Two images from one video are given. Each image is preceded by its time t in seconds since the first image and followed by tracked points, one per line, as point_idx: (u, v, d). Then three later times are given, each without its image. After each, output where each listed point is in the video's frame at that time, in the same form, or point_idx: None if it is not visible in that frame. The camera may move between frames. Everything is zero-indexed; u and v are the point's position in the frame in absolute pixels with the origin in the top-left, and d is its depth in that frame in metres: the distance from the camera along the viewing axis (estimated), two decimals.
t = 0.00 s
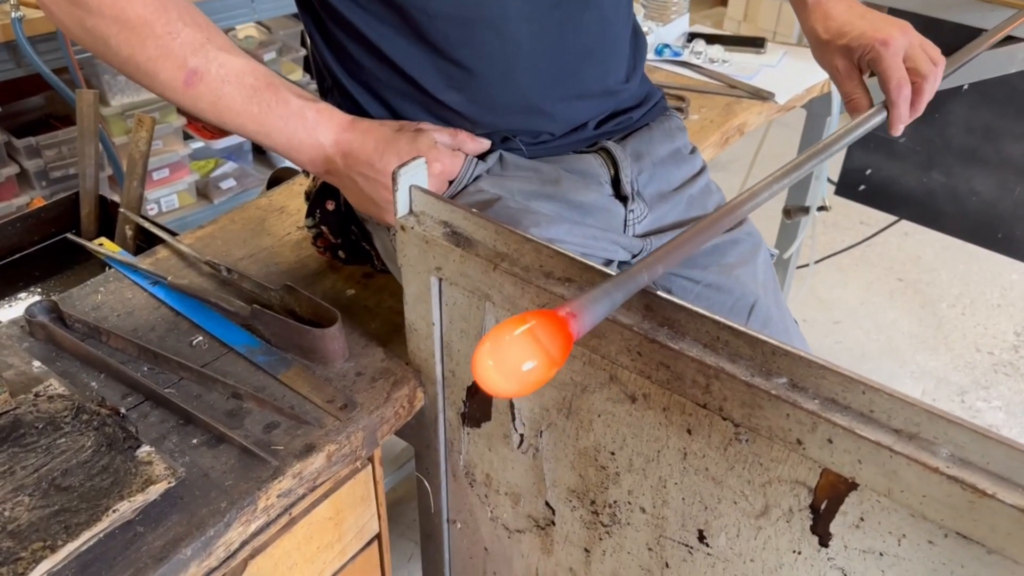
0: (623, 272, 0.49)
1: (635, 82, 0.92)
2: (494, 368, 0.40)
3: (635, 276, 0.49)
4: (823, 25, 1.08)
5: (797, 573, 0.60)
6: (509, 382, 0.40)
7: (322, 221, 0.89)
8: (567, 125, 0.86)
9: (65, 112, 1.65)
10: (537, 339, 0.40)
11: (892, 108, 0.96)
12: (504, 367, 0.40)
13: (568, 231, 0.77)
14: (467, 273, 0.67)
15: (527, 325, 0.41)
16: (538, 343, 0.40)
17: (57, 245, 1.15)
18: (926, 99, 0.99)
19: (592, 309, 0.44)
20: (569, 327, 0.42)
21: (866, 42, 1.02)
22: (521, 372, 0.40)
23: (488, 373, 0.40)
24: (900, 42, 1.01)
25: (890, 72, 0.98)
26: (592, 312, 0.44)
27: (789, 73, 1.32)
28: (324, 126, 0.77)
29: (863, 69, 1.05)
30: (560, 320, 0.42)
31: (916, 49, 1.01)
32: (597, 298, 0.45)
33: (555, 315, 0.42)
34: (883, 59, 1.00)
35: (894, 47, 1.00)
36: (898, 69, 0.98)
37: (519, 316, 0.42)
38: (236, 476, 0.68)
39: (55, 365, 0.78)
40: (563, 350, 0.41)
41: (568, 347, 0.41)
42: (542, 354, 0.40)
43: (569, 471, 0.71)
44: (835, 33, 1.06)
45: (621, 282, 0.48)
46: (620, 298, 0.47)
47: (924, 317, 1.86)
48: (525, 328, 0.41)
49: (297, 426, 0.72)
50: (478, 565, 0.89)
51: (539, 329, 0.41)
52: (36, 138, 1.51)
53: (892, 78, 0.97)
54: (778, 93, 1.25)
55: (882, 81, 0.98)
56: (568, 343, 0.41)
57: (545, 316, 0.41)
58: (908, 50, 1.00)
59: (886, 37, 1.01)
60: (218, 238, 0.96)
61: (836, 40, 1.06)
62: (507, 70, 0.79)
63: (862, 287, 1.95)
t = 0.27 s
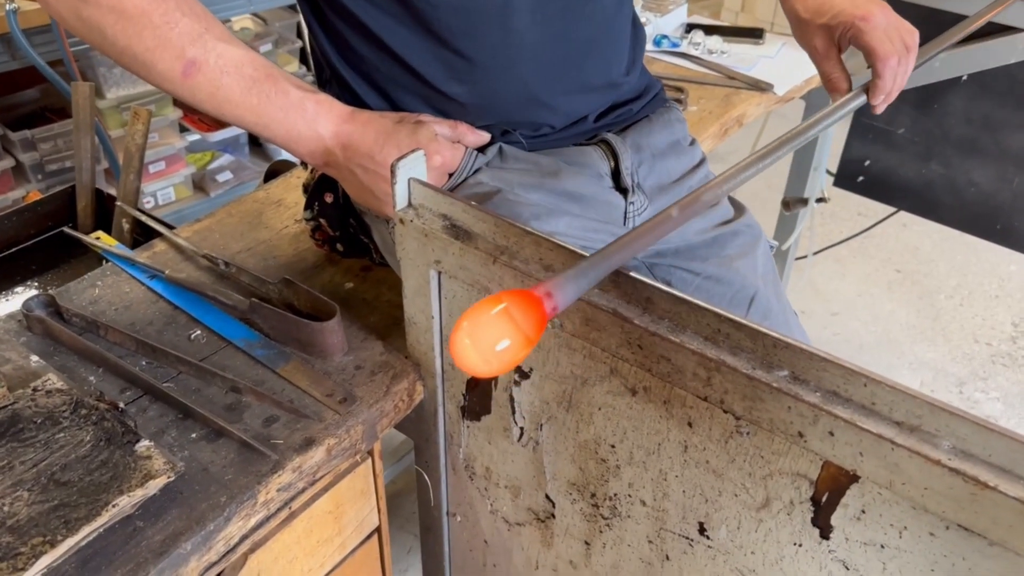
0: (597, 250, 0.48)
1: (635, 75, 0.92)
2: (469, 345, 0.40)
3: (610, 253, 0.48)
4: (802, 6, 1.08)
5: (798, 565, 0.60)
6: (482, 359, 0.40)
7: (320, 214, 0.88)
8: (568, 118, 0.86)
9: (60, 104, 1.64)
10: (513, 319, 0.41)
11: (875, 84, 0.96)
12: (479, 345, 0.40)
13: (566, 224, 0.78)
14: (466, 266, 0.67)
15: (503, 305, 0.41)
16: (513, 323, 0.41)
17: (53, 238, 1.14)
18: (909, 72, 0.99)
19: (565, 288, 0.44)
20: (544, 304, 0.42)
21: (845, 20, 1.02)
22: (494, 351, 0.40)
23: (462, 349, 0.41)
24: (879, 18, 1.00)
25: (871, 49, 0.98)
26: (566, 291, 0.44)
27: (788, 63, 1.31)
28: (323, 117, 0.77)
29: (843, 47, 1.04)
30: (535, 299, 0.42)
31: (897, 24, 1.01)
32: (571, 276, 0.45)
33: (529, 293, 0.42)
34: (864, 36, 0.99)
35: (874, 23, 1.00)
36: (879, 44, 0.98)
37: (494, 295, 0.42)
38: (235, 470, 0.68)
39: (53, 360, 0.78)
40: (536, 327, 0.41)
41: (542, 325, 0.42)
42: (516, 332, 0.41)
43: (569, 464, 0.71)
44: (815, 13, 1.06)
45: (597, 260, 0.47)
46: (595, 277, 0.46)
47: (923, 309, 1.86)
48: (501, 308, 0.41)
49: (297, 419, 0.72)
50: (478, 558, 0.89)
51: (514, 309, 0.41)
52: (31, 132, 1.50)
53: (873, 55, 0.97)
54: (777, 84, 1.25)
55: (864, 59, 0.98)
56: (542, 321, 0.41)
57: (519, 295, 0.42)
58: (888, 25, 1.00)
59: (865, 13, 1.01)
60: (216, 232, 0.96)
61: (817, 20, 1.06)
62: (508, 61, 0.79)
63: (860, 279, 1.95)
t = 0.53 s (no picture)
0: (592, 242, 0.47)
1: (636, 69, 0.91)
2: (462, 339, 0.40)
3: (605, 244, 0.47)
4: None
5: (805, 564, 0.59)
6: (475, 353, 0.40)
7: (319, 210, 0.87)
8: (570, 112, 0.85)
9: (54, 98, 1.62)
10: (507, 313, 0.40)
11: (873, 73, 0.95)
12: (473, 340, 0.40)
13: (569, 220, 0.77)
14: (468, 263, 0.67)
15: (498, 298, 0.40)
16: (508, 317, 0.40)
17: (49, 235, 1.13)
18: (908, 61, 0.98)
19: (562, 281, 0.43)
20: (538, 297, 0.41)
21: (845, 8, 1.01)
22: (488, 344, 0.40)
23: (455, 343, 0.40)
24: (878, 7, 1.00)
25: (870, 37, 0.97)
26: (562, 284, 0.43)
27: (788, 56, 1.30)
28: (323, 111, 0.76)
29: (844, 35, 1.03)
30: (530, 292, 0.41)
31: (897, 13, 1.00)
32: (566, 268, 0.44)
33: (523, 285, 0.41)
34: (863, 24, 0.99)
35: (873, 12, 0.99)
36: (879, 32, 0.97)
37: (488, 287, 0.41)
38: (235, 470, 0.67)
39: (50, 359, 0.77)
40: (531, 321, 0.40)
41: (537, 319, 0.41)
42: (511, 326, 0.40)
43: (572, 462, 0.70)
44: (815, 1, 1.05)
45: (593, 251, 0.46)
46: (592, 269, 0.45)
47: (922, 302, 1.86)
48: (495, 300, 0.40)
49: (297, 418, 0.71)
50: (480, 556, 0.89)
51: (509, 303, 0.40)
52: (25, 126, 1.49)
53: (872, 43, 0.96)
54: (778, 77, 1.24)
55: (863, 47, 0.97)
56: (536, 315, 0.41)
57: (514, 288, 0.41)
58: (888, 14, 0.99)
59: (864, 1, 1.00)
60: (213, 228, 0.95)
61: (817, 8, 1.05)
62: (511, 53, 0.78)
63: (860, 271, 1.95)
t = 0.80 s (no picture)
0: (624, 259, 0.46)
1: (638, 68, 0.91)
2: (489, 356, 0.39)
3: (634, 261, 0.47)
4: None
5: (810, 567, 0.59)
6: (499, 371, 0.39)
7: (319, 209, 0.87)
8: (572, 110, 0.85)
9: (49, 96, 1.61)
10: (537, 332, 0.39)
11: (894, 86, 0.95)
12: (500, 358, 0.39)
13: (571, 220, 0.76)
14: (470, 265, 0.66)
15: (528, 316, 0.39)
16: (537, 336, 0.39)
17: (44, 235, 1.13)
18: (928, 79, 0.98)
19: (593, 298, 0.42)
20: (570, 317, 0.40)
21: (872, 17, 1.01)
22: (516, 363, 0.39)
23: (482, 362, 0.40)
24: (905, 20, 0.99)
25: (894, 49, 0.96)
26: (594, 302, 0.42)
27: (788, 51, 1.30)
28: (323, 110, 0.75)
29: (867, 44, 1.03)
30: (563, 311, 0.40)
31: (923, 28, 1.00)
32: (598, 286, 0.43)
33: (555, 303, 0.40)
34: (889, 35, 0.98)
35: (900, 25, 0.99)
36: (903, 45, 0.96)
37: (520, 306, 0.41)
38: (236, 474, 0.66)
39: (48, 362, 0.76)
40: (563, 342, 0.39)
41: (569, 339, 0.40)
42: (541, 345, 0.39)
43: (575, 464, 0.70)
44: (841, 5, 1.04)
45: (622, 269, 0.46)
46: (622, 287, 0.44)
47: (921, 297, 1.86)
48: (526, 318, 0.39)
49: (297, 421, 0.71)
50: (481, 557, 0.88)
51: (539, 321, 0.39)
52: (20, 124, 1.48)
53: (896, 55, 0.95)
54: (778, 73, 1.23)
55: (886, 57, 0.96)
56: (569, 335, 0.39)
57: (545, 306, 0.40)
58: (914, 28, 0.99)
59: (892, 13, 1.00)
60: (211, 228, 0.94)
61: (843, 12, 1.04)
62: (514, 51, 0.78)
63: (858, 267, 1.95)
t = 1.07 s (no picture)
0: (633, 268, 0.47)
1: (636, 66, 0.90)
2: (502, 366, 0.39)
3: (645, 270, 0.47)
4: None
5: (808, 567, 0.59)
6: (517, 383, 0.39)
7: (313, 208, 0.86)
8: (569, 108, 0.84)
9: (41, 93, 1.60)
10: (548, 340, 0.39)
11: (901, 93, 0.94)
12: (513, 367, 0.39)
13: (569, 218, 0.76)
14: (466, 265, 0.66)
15: (539, 325, 0.39)
16: (549, 344, 0.39)
17: (37, 233, 1.12)
18: (937, 87, 0.97)
19: (606, 306, 0.42)
20: (582, 325, 0.40)
21: (887, 20, 1.00)
22: (529, 373, 0.39)
23: (495, 371, 0.39)
24: (920, 25, 0.99)
25: (904, 55, 0.96)
26: (607, 310, 0.42)
27: (785, 47, 1.29)
28: (319, 106, 0.75)
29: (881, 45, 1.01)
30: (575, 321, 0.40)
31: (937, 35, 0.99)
32: (609, 295, 0.43)
33: (567, 312, 0.40)
34: (902, 39, 0.98)
35: (913, 30, 0.98)
36: (914, 51, 0.96)
37: (530, 317, 0.40)
38: (231, 476, 0.66)
39: (41, 363, 0.76)
40: (575, 351, 0.39)
41: (582, 348, 0.40)
42: (553, 355, 0.39)
43: (572, 464, 0.70)
44: (858, 4, 1.03)
45: (633, 278, 0.46)
46: (634, 295, 0.44)
47: (918, 292, 1.86)
48: (537, 327, 0.39)
49: (292, 422, 0.70)
50: (478, 557, 0.88)
51: (551, 329, 0.39)
52: (12, 122, 1.47)
53: (905, 61, 0.95)
54: (775, 69, 1.23)
55: (896, 62, 0.96)
56: (581, 344, 0.39)
57: (557, 315, 0.40)
58: (928, 34, 0.98)
59: (907, 19, 0.99)
60: (205, 227, 0.93)
61: (859, 11, 1.03)
62: (511, 49, 0.77)
63: (855, 262, 1.94)
